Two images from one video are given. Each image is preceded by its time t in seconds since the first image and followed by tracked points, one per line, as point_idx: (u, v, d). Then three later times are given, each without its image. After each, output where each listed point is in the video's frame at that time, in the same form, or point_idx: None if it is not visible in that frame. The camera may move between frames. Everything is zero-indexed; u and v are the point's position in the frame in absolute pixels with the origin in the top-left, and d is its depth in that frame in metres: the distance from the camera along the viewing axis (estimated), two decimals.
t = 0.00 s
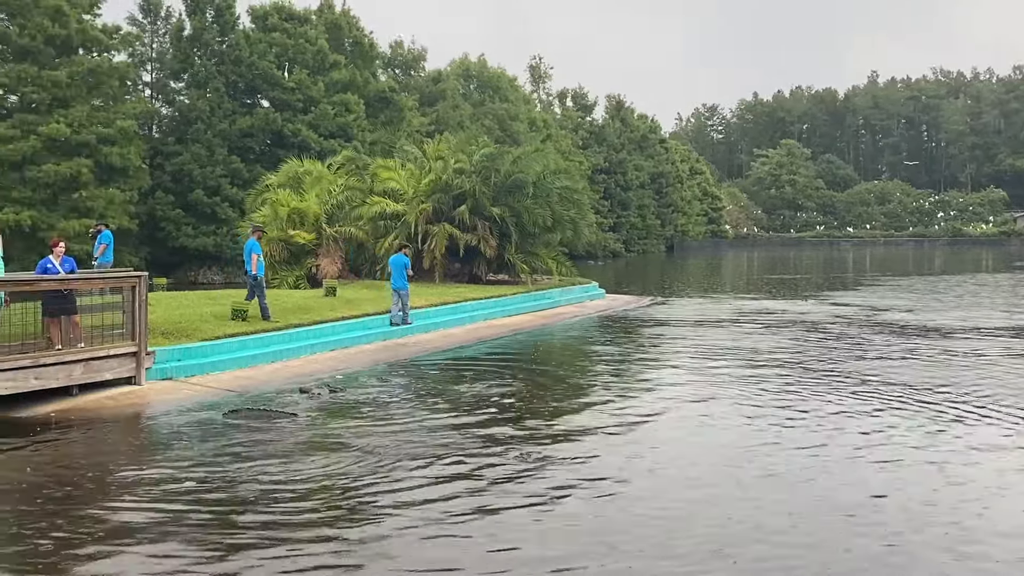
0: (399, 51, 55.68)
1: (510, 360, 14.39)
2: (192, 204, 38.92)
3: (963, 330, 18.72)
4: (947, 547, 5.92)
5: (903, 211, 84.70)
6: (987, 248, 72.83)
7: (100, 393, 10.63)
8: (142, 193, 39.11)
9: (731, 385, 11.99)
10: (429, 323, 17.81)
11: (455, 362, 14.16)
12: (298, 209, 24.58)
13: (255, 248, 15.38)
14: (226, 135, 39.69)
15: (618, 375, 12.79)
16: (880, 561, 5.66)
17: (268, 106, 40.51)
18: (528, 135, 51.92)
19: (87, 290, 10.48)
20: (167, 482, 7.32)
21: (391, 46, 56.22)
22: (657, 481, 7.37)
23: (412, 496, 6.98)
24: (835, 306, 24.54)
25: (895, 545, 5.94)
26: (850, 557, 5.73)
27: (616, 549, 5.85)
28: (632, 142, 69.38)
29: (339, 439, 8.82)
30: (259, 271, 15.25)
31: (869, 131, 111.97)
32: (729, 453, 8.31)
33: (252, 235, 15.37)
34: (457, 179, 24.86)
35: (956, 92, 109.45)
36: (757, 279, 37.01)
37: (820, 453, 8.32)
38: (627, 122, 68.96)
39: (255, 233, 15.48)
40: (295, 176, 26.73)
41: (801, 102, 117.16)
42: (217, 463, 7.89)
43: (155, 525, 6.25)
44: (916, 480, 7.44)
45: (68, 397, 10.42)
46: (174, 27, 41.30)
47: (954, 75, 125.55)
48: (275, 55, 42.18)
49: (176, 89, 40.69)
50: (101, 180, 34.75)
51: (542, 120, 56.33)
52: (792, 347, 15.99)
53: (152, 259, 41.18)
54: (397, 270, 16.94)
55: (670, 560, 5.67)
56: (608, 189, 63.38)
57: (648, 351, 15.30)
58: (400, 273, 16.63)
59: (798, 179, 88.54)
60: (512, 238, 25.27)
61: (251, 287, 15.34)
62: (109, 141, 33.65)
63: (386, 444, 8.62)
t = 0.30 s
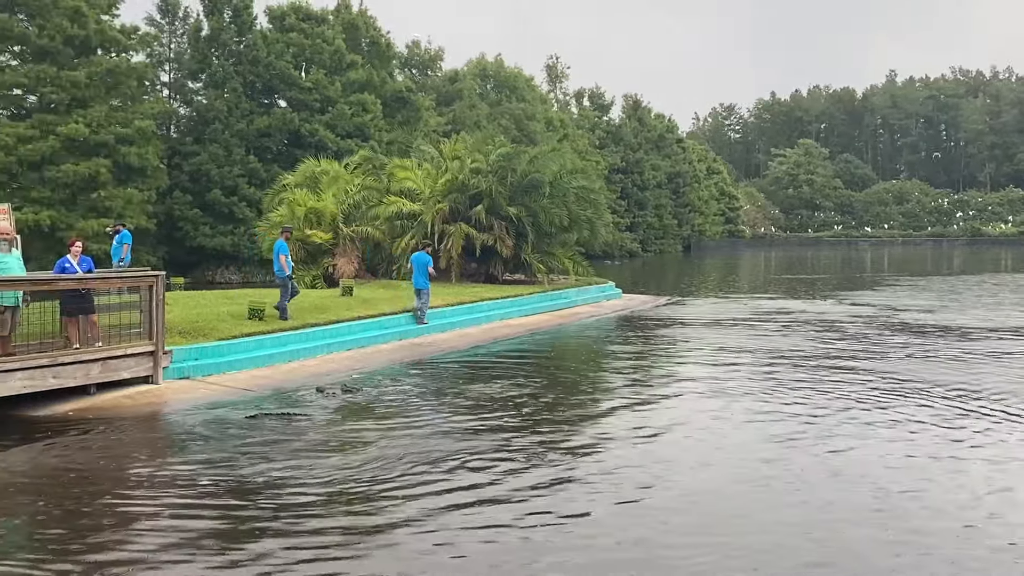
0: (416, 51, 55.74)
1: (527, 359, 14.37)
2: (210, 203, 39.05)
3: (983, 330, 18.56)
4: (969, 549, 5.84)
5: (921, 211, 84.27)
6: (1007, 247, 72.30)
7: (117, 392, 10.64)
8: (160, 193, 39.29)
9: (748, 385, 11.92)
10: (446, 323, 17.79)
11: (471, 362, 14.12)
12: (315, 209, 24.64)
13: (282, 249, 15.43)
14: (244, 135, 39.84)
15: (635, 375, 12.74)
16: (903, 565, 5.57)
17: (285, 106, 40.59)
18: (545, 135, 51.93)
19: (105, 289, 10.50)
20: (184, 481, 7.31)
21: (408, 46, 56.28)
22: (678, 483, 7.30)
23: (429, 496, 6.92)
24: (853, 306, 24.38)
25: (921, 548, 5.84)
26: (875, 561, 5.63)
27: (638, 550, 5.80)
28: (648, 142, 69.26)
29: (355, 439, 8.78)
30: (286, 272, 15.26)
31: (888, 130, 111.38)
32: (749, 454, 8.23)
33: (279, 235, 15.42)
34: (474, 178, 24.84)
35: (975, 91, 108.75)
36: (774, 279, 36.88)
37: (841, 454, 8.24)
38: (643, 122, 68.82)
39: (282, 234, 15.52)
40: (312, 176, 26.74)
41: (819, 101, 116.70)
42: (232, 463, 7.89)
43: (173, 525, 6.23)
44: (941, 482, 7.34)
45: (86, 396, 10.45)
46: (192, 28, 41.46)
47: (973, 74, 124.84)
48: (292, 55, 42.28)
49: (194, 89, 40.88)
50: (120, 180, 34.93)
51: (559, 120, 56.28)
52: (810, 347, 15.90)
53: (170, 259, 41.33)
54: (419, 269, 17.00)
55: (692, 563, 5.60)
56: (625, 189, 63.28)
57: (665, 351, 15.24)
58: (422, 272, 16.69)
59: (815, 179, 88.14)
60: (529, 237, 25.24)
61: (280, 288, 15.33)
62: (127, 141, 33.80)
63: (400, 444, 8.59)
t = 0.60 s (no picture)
0: (429, 50, 55.75)
1: (539, 359, 14.36)
2: (222, 203, 39.15)
3: (996, 330, 18.44)
4: (988, 550, 5.77)
5: (935, 211, 83.95)
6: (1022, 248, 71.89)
7: (129, 391, 10.65)
8: (173, 193, 39.40)
9: (760, 385, 11.86)
10: (458, 323, 17.79)
11: (483, 361, 14.10)
12: (327, 209, 24.67)
13: (303, 249, 15.46)
14: (256, 135, 39.90)
15: (648, 375, 12.71)
16: (921, 566, 5.51)
17: (298, 106, 40.64)
18: (557, 135, 51.87)
19: (117, 289, 10.51)
20: (197, 480, 7.30)
21: (420, 46, 56.29)
22: (692, 484, 7.25)
23: (442, 496, 6.89)
24: (865, 306, 24.27)
25: (939, 550, 5.78)
26: (891, 562, 5.57)
27: (653, 552, 5.75)
28: (661, 141, 69.15)
29: (367, 439, 8.77)
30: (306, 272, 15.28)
31: (901, 130, 110.97)
32: (763, 454, 8.18)
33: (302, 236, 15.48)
34: (486, 178, 24.83)
35: (989, 90, 108.26)
36: (786, 279, 36.75)
37: (856, 455, 8.18)
38: (656, 121, 68.69)
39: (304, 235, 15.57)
40: (324, 176, 26.73)
41: (832, 101, 116.27)
42: (244, 462, 7.88)
43: (185, 525, 6.20)
44: (958, 483, 7.28)
45: (100, 395, 10.49)
46: (205, 28, 41.57)
47: (987, 73, 124.25)
48: (305, 55, 42.34)
49: (207, 89, 41.05)
50: (132, 180, 35.04)
51: (571, 120, 56.21)
52: (823, 347, 15.82)
53: (183, 258, 41.44)
54: (433, 269, 17.03)
55: (708, 564, 5.55)
56: (638, 189, 63.21)
57: (678, 351, 15.20)
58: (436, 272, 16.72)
59: (828, 179, 87.80)
60: (541, 237, 25.24)
61: (301, 289, 15.36)
62: (140, 141, 33.88)
63: (412, 443, 8.58)
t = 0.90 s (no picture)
0: (437, 50, 55.73)
1: (547, 359, 14.34)
2: (231, 203, 39.25)
3: (1006, 330, 18.37)
4: (996, 552, 5.74)
5: (944, 211, 83.71)
6: None
7: (139, 391, 10.69)
8: (181, 192, 39.48)
9: (769, 385, 11.86)
10: (467, 322, 17.80)
11: (492, 361, 14.10)
12: (336, 208, 24.63)
13: (319, 248, 15.49)
14: (265, 135, 39.93)
15: (656, 374, 12.68)
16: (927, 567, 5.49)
17: (306, 106, 40.64)
18: (565, 135, 51.85)
19: (126, 289, 10.53)
20: (204, 480, 7.31)
21: (428, 45, 56.29)
22: (698, 484, 7.23)
23: (447, 496, 6.88)
24: (875, 306, 24.20)
25: (947, 550, 5.75)
26: (898, 563, 5.55)
27: (659, 551, 5.74)
28: (669, 141, 69.08)
29: (373, 438, 8.78)
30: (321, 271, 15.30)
31: (910, 130, 110.67)
32: (770, 454, 8.15)
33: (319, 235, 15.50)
34: (494, 178, 24.83)
35: (998, 90, 107.84)
36: (795, 279, 36.64)
37: (863, 454, 8.15)
38: (664, 121, 68.62)
39: (321, 234, 15.60)
40: (332, 176, 26.77)
41: (841, 100, 116.01)
42: (254, 461, 7.90)
43: (190, 523, 6.21)
44: (965, 484, 7.25)
45: (108, 394, 10.51)
46: (213, 28, 41.65)
47: (997, 72, 123.78)
48: (314, 55, 42.37)
49: (215, 89, 41.18)
50: (141, 180, 35.16)
51: (579, 120, 56.17)
52: (831, 347, 15.77)
53: (191, 257, 41.58)
54: (443, 268, 17.04)
55: (715, 563, 5.55)
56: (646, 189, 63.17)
57: (686, 351, 15.17)
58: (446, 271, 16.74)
59: (837, 179, 87.63)
60: (549, 237, 25.22)
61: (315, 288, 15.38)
62: (149, 141, 33.92)
63: (421, 443, 8.60)
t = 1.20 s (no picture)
0: (441, 50, 55.76)
1: (551, 359, 14.35)
2: (235, 203, 39.34)
3: (1012, 330, 18.32)
4: (999, 552, 5.73)
5: (948, 211, 83.56)
6: None
7: (144, 390, 10.70)
8: (185, 192, 39.54)
9: (773, 385, 11.84)
10: (472, 322, 17.80)
11: (495, 360, 14.09)
12: (340, 208, 24.66)
13: (325, 249, 15.46)
14: (269, 134, 39.94)
15: (660, 375, 12.68)
16: (929, 568, 5.47)
17: (311, 105, 40.64)
18: (569, 134, 51.87)
19: (132, 289, 10.54)
20: (208, 480, 7.30)
21: (432, 45, 56.34)
22: (702, 484, 7.23)
23: (451, 496, 6.87)
24: (880, 306, 24.14)
25: (951, 551, 5.74)
26: (902, 565, 5.53)
27: (659, 551, 5.73)
28: (673, 141, 69.07)
29: (378, 438, 8.77)
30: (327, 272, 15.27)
31: (914, 130, 110.58)
32: (774, 455, 8.14)
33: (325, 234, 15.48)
34: (499, 178, 24.84)
35: (1003, 90, 107.69)
36: (798, 279, 36.60)
37: (866, 455, 8.13)
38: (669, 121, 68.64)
39: (328, 234, 15.58)
40: (337, 176, 26.81)
41: (846, 100, 115.91)
42: (258, 460, 7.91)
43: (195, 524, 6.21)
44: (968, 484, 7.24)
45: (112, 393, 10.53)
46: (218, 28, 41.73)
47: (1002, 72, 123.59)
48: (318, 55, 42.41)
49: (220, 89, 41.32)
50: (145, 179, 35.19)
51: (583, 119, 56.16)
52: (835, 346, 15.76)
53: (195, 257, 41.73)
54: (449, 267, 17.04)
55: (719, 563, 5.55)
56: (650, 188, 63.21)
57: (689, 351, 15.17)
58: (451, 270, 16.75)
59: (841, 178, 87.60)
60: (553, 237, 25.24)
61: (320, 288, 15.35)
62: (154, 142, 33.93)
63: (425, 443, 8.60)
